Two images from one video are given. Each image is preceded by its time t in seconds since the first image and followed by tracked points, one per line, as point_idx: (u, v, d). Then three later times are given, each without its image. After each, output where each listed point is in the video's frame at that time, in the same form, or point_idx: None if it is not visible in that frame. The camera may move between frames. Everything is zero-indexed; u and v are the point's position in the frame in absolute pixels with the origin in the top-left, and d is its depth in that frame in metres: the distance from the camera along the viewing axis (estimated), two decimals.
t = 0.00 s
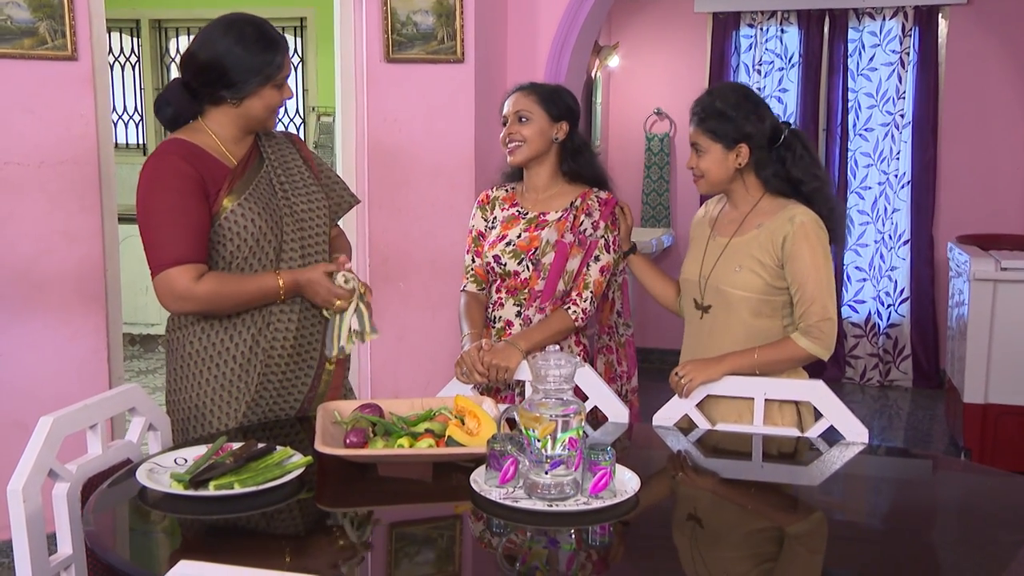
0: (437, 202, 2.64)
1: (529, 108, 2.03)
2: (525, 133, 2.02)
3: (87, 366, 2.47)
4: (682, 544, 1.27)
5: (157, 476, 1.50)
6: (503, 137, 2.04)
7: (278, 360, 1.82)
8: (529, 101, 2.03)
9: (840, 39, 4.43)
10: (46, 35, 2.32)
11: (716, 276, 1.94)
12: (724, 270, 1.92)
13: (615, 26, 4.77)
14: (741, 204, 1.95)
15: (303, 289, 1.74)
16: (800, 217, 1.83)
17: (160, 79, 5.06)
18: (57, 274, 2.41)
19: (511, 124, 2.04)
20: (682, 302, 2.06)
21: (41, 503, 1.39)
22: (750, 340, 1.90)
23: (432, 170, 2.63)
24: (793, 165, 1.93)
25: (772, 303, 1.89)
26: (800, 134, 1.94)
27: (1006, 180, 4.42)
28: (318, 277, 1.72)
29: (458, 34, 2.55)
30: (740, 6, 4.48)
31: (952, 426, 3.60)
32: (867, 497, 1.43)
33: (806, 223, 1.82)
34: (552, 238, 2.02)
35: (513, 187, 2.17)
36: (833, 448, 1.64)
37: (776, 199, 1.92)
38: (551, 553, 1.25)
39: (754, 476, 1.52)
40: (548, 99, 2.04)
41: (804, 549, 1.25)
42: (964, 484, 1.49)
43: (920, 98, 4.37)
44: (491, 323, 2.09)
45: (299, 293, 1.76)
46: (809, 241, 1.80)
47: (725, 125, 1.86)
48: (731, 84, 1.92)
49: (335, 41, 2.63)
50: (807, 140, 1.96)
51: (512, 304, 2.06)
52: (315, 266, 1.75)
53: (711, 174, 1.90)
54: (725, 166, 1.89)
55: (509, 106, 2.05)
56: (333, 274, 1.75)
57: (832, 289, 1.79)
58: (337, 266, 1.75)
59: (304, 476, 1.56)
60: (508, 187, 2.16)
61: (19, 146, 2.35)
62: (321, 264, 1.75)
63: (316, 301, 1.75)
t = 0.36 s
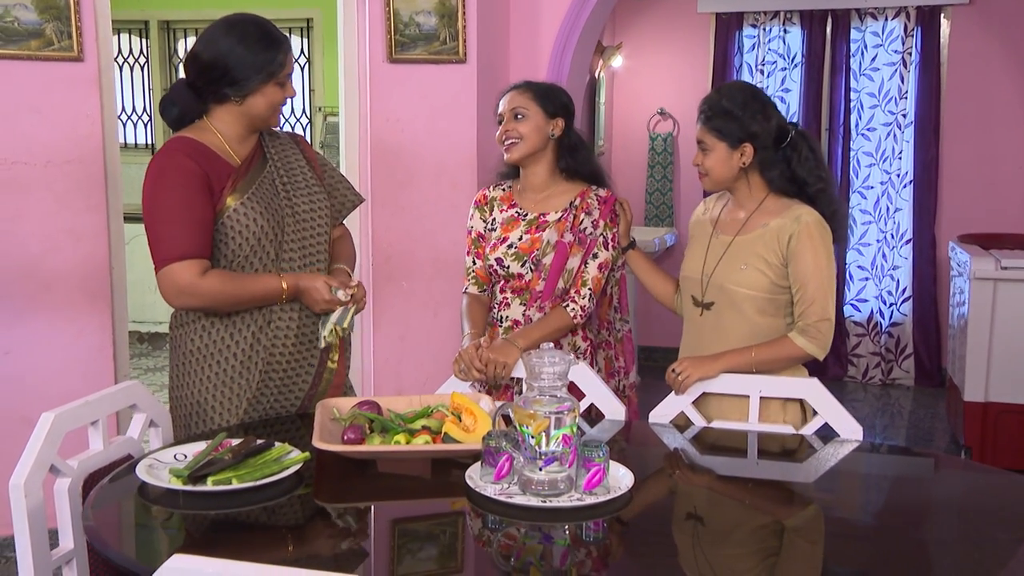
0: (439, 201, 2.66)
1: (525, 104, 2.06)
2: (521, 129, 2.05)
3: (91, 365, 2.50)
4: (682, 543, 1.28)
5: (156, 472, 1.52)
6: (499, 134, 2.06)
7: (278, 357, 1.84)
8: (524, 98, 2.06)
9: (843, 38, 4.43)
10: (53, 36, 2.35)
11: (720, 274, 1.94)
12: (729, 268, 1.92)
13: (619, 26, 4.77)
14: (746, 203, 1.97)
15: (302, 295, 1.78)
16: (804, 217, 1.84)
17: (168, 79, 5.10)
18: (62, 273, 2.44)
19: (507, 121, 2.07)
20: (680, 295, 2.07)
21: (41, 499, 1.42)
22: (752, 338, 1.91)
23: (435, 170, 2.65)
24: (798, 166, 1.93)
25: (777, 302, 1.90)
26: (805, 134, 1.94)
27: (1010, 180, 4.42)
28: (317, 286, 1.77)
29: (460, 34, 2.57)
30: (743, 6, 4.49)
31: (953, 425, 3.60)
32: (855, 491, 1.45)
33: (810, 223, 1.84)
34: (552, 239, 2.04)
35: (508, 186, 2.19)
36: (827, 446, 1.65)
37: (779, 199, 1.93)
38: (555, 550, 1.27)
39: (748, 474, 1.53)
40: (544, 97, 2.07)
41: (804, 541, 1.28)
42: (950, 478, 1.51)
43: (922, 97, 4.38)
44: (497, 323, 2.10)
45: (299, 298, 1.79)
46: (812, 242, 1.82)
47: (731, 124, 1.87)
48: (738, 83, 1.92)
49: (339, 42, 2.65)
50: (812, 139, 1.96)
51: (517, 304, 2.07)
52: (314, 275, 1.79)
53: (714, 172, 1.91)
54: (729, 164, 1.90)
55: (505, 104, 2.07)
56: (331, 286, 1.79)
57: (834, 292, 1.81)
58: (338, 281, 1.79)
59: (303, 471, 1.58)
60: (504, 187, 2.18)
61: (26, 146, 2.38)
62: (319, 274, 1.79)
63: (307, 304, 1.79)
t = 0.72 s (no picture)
0: (443, 201, 2.68)
1: (527, 106, 2.06)
2: (524, 130, 2.05)
3: (99, 363, 2.52)
4: (684, 545, 1.27)
5: (158, 470, 1.54)
6: (502, 135, 2.07)
7: (282, 353, 1.85)
8: (526, 98, 2.06)
9: (848, 39, 4.42)
10: (61, 38, 2.38)
11: (721, 273, 1.95)
12: (729, 266, 1.93)
13: (625, 27, 4.78)
14: (744, 201, 1.97)
15: (302, 295, 1.79)
16: (803, 214, 1.85)
17: (178, 80, 5.13)
18: (70, 272, 2.46)
19: (510, 121, 2.07)
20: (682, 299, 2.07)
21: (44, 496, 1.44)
22: (754, 335, 1.91)
23: (439, 170, 2.67)
24: (794, 164, 1.94)
25: (778, 299, 1.90)
26: (801, 132, 1.94)
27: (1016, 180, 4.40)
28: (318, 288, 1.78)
29: (464, 35, 2.59)
30: (748, 7, 4.48)
31: (957, 425, 3.59)
32: (849, 489, 1.46)
33: (809, 220, 1.84)
34: (556, 237, 2.05)
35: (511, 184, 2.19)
36: (825, 445, 1.66)
37: (777, 197, 1.94)
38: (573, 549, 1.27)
39: (745, 473, 1.54)
40: (545, 96, 2.08)
41: (802, 544, 1.27)
42: (945, 476, 1.51)
43: (927, 97, 4.37)
44: (503, 322, 2.11)
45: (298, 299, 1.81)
46: (811, 239, 1.82)
47: (725, 124, 1.88)
48: (735, 83, 1.93)
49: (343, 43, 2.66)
50: (809, 137, 1.96)
51: (524, 304, 2.08)
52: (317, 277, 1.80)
53: (712, 173, 1.91)
54: (725, 165, 1.91)
55: (507, 104, 2.07)
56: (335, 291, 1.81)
57: (833, 290, 1.82)
58: (340, 284, 1.81)
59: (303, 468, 1.60)
60: (507, 185, 2.18)
61: (33, 147, 2.41)
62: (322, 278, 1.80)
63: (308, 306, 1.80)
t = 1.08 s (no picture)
0: (449, 202, 2.69)
1: (539, 114, 2.05)
2: (535, 139, 2.06)
3: (107, 362, 2.54)
4: (680, 547, 1.27)
5: (161, 470, 1.55)
6: (513, 144, 2.08)
7: (284, 350, 1.81)
8: (535, 105, 2.06)
9: (856, 40, 4.41)
10: (70, 40, 2.40)
11: (720, 276, 1.94)
12: (729, 268, 1.93)
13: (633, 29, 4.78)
14: (737, 204, 1.97)
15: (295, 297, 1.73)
16: (800, 213, 1.85)
17: (188, 82, 5.16)
18: (78, 272, 2.49)
19: (521, 129, 2.08)
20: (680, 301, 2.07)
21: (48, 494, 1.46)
22: (756, 336, 1.91)
23: (445, 171, 2.67)
24: (792, 167, 1.95)
25: (781, 299, 1.90)
26: (800, 138, 1.95)
27: None
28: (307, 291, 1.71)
29: (470, 37, 2.61)
30: (756, 9, 4.47)
31: (965, 427, 3.57)
32: (849, 490, 1.45)
33: (807, 220, 1.84)
34: (560, 239, 2.05)
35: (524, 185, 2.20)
36: (827, 447, 1.65)
37: (773, 199, 1.94)
38: (578, 550, 1.27)
39: (746, 474, 1.54)
40: (556, 102, 2.07)
41: (804, 543, 1.28)
42: (946, 477, 1.51)
43: (935, 99, 4.35)
44: (508, 322, 2.11)
45: (290, 300, 1.75)
46: (809, 238, 1.83)
47: (729, 124, 1.88)
48: (737, 84, 1.94)
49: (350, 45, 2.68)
50: (808, 146, 1.98)
51: (527, 305, 2.08)
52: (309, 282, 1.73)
53: (710, 173, 1.92)
54: (724, 165, 1.91)
55: (518, 110, 2.07)
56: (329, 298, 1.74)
57: (833, 289, 1.82)
58: (333, 290, 1.74)
59: (304, 468, 1.61)
60: (519, 185, 2.19)
61: (42, 149, 2.43)
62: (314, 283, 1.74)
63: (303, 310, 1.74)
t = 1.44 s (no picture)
0: (452, 201, 2.70)
1: (539, 116, 2.05)
2: (535, 141, 2.06)
3: (111, 362, 2.56)
4: (673, 546, 1.27)
5: (160, 468, 1.56)
6: (514, 146, 2.08)
7: (282, 347, 1.81)
8: (536, 107, 2.06)
9: (860, 40, 4.40)
10: (73, 41, 2.42)
11: (713, 276, 1.94)
12: (723, 267, 1.92)
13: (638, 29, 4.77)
14: (731, 204, 1.97)
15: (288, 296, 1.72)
16: (794, 212, 1.85)
17: (193, 82, 5.18)
18: (81, 272, 2.50)
19: (522, 131, 2.08)
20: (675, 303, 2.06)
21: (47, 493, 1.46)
22: (754, 335, 1.91)
23: (447, 171, 2.68)
24: (785, 169, 1.94)
25: (774, 297, 1.90)
26: (794, 140, 1.95)
27: None
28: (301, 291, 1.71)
29: (473, 37, 2.62)
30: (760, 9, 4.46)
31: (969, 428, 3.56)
32: (847, 491, 1.45)
33: (800, 219, 1.84)
34: (560, 240, 2.05)
35: (524, 185, 2.20)
36: (826, 447, 1.65)
37: (765, 198, 1.94)
38: (578, 549, 1.27)
39: (743, 474, 1.53)
40: (557, 104, 2.07)
41: (799, 546, 1.26)
42: (945, 477, 1.50)
43: (940, 98, 4.34)
44: (507, 322, 2.11)
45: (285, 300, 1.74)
46: (802, 237, 1.83)
47: (724, 123, 1.89)
48: (735, 84, 1.94)
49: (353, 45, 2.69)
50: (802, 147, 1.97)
51: (527, 305, 2.08)
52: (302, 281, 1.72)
53: (704, 171, 1.92)
54: (719, 164, 1.91)
55: (518, 112, 2.08)
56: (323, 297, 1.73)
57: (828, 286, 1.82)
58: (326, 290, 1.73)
59: (303, 467, 1.61)
60: (519, 186, 2.19)
61: (46, 149, 2.44)
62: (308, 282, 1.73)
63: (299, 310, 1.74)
